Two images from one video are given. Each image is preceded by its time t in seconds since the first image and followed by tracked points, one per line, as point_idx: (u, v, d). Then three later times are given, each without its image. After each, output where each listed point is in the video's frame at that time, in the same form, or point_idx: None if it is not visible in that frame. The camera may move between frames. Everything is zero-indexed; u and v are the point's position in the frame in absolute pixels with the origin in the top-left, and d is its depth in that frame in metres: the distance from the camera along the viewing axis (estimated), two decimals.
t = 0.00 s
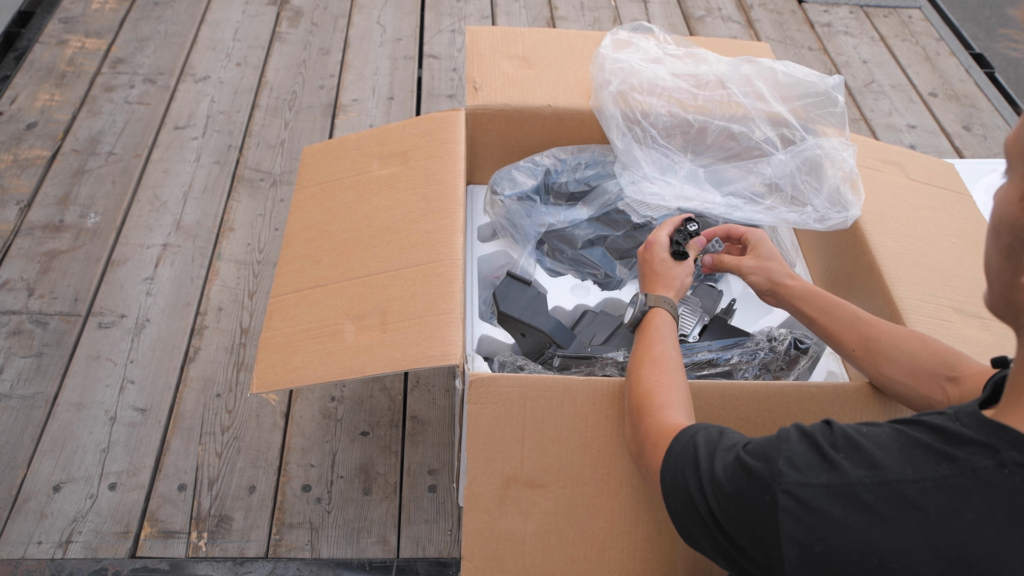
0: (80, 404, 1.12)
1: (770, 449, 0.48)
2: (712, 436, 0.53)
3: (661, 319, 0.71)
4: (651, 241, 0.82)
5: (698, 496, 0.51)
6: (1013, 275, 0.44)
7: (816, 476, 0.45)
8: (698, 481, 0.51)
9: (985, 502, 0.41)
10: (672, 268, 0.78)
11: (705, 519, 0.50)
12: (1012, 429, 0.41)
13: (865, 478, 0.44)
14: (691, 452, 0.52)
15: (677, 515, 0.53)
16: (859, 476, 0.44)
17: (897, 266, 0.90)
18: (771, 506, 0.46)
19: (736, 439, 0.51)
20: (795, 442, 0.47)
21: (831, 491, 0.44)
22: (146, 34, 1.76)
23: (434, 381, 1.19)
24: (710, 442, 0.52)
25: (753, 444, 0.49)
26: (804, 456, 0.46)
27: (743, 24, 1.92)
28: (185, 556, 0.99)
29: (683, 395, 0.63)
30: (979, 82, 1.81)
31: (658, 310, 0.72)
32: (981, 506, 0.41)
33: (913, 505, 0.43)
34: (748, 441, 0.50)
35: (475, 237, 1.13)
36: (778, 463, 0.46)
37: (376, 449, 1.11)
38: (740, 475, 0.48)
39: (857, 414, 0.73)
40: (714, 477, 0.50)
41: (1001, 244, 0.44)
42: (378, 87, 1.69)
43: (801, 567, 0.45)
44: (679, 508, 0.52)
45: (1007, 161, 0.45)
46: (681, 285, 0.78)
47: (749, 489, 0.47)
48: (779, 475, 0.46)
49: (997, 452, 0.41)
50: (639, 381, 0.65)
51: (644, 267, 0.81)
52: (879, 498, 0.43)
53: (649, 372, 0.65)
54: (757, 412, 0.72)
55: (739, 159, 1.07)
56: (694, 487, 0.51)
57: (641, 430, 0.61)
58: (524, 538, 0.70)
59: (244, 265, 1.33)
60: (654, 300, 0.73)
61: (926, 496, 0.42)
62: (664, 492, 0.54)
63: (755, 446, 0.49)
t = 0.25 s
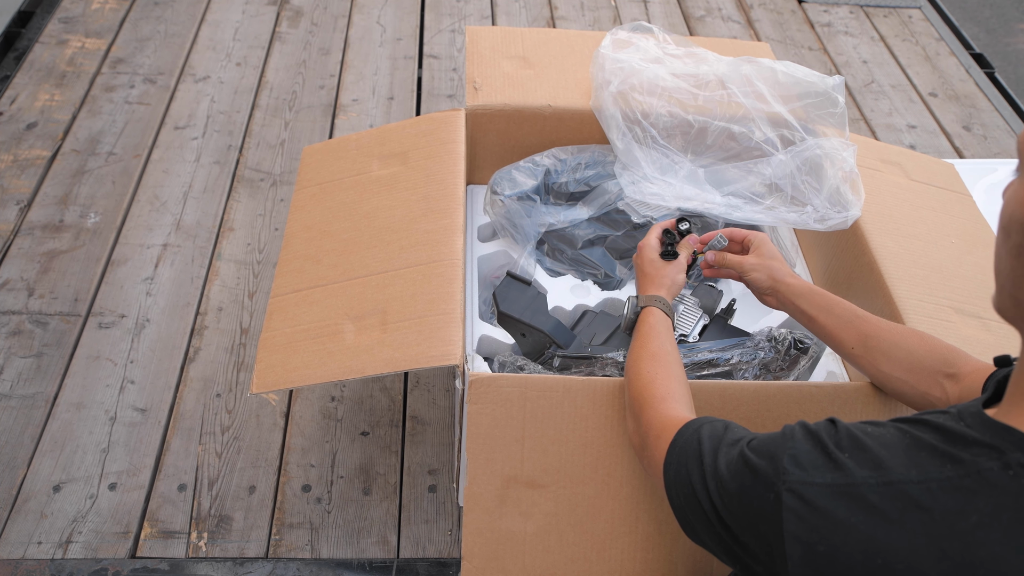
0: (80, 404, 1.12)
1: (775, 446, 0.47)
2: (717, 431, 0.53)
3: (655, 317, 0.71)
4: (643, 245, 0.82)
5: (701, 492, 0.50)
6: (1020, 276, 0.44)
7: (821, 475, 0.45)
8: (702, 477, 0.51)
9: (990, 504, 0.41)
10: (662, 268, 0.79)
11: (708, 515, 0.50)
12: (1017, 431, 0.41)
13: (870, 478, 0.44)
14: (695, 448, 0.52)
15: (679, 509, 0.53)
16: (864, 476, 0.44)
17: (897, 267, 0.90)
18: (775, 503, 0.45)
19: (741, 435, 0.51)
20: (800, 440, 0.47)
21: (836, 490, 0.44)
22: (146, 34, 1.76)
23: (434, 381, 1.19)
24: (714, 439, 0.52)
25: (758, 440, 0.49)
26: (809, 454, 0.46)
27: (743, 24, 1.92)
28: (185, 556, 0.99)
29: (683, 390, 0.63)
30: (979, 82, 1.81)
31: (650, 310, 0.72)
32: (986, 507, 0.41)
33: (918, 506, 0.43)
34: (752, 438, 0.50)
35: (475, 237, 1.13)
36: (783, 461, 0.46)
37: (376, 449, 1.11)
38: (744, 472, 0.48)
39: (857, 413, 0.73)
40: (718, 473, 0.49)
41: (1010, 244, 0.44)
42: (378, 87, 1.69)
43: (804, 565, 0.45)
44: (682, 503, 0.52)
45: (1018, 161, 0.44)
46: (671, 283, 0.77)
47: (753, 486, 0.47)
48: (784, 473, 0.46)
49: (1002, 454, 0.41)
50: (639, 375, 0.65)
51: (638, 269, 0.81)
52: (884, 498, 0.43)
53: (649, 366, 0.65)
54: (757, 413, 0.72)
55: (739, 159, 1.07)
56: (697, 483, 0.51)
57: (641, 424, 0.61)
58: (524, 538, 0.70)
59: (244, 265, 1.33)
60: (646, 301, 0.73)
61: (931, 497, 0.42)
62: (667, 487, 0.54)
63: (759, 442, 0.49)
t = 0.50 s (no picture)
0: (80, 404, 1.12)
1: (776, 447, 0.47)
2: (718, 433, 0.53)
3: (659, 318, 0.71)
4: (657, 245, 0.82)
5: (703, 494, 0.50)
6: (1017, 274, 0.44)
7: (823, 476, 0.45)
8: (704, 478, 0.51)
9: (991, 503, 0.41)
10: (671, 271, 0.78)
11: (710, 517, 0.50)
12: (1017, 430, 0.41)
13: (872, 478, 0.44)
14: (696, 449, 0.52)
15: (679, 510, 0.53)
16: (866, 477, 0.44)
17: (897, 267, 0.90)
18: (777, 505, 0.46)
19: (742, 437, 0.51)
20: (802, 441, 0.47)
21: (838, 491, 0.44)
22: (145, 34, 1.76)
23: (434, 381, 1.19)
24: (716, 440, 0.52)
25: (759, 442, 0.49)
26: (811, 455, 0.46)
27: (743, 24, 1.92)
28: (185, 556, 0.99)
29: (684, 391, 0.63)
30: (979, 82, 1.81)
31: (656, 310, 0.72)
32: (987, 506, 0.41)
33: (920, 506, 0.43)
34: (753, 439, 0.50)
35: (475, 237, 1.13)
36: (785, 462, 0.46)
37: (376, 449, 1.11)
38: (746, 473, 0.48)
39: (857, 414, 0.73)
40: (719, 475, 0.49)
41: (1005, 241, 0.44)
42: (378, 87, 1.69)
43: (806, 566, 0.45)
44: (683, 504, 0.52)
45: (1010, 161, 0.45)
46: (679, 287, 0.78)
47: (755, 487, 0.47)
48: (786, 474, 0.46)
49: (1002, 452, 0.41)
50: (640, 376, 0.65)
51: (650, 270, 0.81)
52: (886, 499, 0.43)
53: (651, 366, 0.65)
54: (757, 413, 0.72)
55: (739, 160, 1.07)
56: (699, 485, 0.51)
57: (642, 424, 0.61)
58: (524, 538, 0.70)
59: (244, 265, 1.33)
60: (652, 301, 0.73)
61: (932, 497, 0.42)
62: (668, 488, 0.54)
63: (761, 444, 0.49)
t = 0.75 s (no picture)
0: (80, 404, 1.12)
1: (776, 442, 0.48)
2: (718, 430, 0.53)
3: (661, 319, 0.71)
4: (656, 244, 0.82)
5: (703, 489, 0.50)
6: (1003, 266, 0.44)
7: (823, 468, 0.45)
8: (705, 474, 0.51)
9: (990, 491, 0.41)
10: (674, 273, 0.78)
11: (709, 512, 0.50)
12: (1014, 420, 0.41)
13: (872, 469, 0.44)
14: (696, 445, 0.52)
15: (678, 505, 0.53)
16: (865, 467, 0.44)
17: (897, 267, 0.90)
18: (778, 497, 0.46)
19: (742, 434, 0.51)
20: (802, 435, 0.47)
21: (838, 483, 0.44)
22: (145, 34, 1.76)
23: (434, 381, 1.19)
24: (715, 436, 0.52)
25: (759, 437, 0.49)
26: (811, 448, 0.46)
27: (743, 24, 1.92)
28: (185, 556, 0.99)
29: (684, 392, 0.63)
30: (979, 82, 1.81)
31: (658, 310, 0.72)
32: (986, 494, 0.41)
33: (919, 496, 0.43)
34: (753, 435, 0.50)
35: (475, 237, 1.13)
36: (785, 456, 0.46)
37: (376, 449, 1.11)
38: (746, 467, 0.48)
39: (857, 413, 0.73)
40: (720, 470, 0.49)
41: (991, 235, 0.45)
42: (378, 87, 1.69)
43: (807, 559, 0.45)
44: (683, 500, 0.52)
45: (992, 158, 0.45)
46: (681, 288, 0.78)
47: (756, 481, 0.47)
48: (786, 467, 0.46)
49: (1000, 441, 0.41)
50: (641, 376, 0.65)
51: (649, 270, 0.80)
52: (885, 489, 0.43)
53: (652, 367, 0.65)
54: (757, 413, 0.72)
55: (739, 160, 1.07)
56: (699, 480, 0.51)
57: (641, 423, 0.61)
58: (524, 538, 0.70)
59: (244, 265, 1.33)
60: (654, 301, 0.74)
61: (932, 487, 0.42)
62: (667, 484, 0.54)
63: (760, 439, 0.49)
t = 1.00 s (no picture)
0: (80, 404, 1.12)
1: (779, 437, 0.48)
2: (721, 427, 0.53)
3: (661, 319, 0.71)
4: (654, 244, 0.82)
5: (705, 484, 0.50)
6: (1002, 264, 0.44)
7: (827, 463, 0.45)
8: (708, 469, 0.51)
9: (993, 485, 0.41)
10: (673, 273, 0.78)
11: (712, 508, 0.50)
12: (1016, 415, 0.42)
13: (875, 464, 0.44)
14: (698, 441, 0.52)
15: (680, 501, 0.53)
16: (868, 463, 0.44)
17: (897, 267, 0.90)
18: (782, 492, 0.45)
19: (746, 430, 0.51)
20: (806, 430, 0.47)
21: (841, 477, 0.44)
22: (146, 34, 1.76)
23: (434, 381, 1.19)
24: (718, 432, 0.52)
25: (762, 432, 0.49)
26: (814, 443, 0.46)
27: (743, 24, 1.92)
28: (185, 556, 0.99)
29: (685, 393, 0.63)
30: (979, 82, 1.81)
31: (657, 310, 0.72)
32: (989, 489, 0.41)
33: (923, 490, 0.43)
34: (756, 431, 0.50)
35: (475, 237, 1.13)
36: (788, 451, 0.46)
37: (376, 449, 1.11)
38: (749, 463, 0.48)
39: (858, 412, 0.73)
40: (723, 465, 0.49)
41: (988, 233, 0.45)
42: (378, 87, 1.69)
43: (811, 554, 0.45)
44: (686, 495, 0.52)
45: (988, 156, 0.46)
46: (682, 288, 0.77)
47: (759, 476, 0.47)
48: (789, 462, 0.46)
49: (1002, 436, 0.42)
50: (642, 376, 0.65)
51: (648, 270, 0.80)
52: (889, 483, 0.43)
53: (653, 368, 0.65)
54: (757, 413, 0.72)
55: (739, 160, 1.07)
56: (702, 475, 0.51)
57: (642, 422, 0.61)
58: (524, 538, 0.70)
59: (244, 265, 1.33)
60: (653, 301, 0.74)
61: (935, 481, 0.43)
62: (670, 480, 0.54)
63: (763, 434, 0.49)
